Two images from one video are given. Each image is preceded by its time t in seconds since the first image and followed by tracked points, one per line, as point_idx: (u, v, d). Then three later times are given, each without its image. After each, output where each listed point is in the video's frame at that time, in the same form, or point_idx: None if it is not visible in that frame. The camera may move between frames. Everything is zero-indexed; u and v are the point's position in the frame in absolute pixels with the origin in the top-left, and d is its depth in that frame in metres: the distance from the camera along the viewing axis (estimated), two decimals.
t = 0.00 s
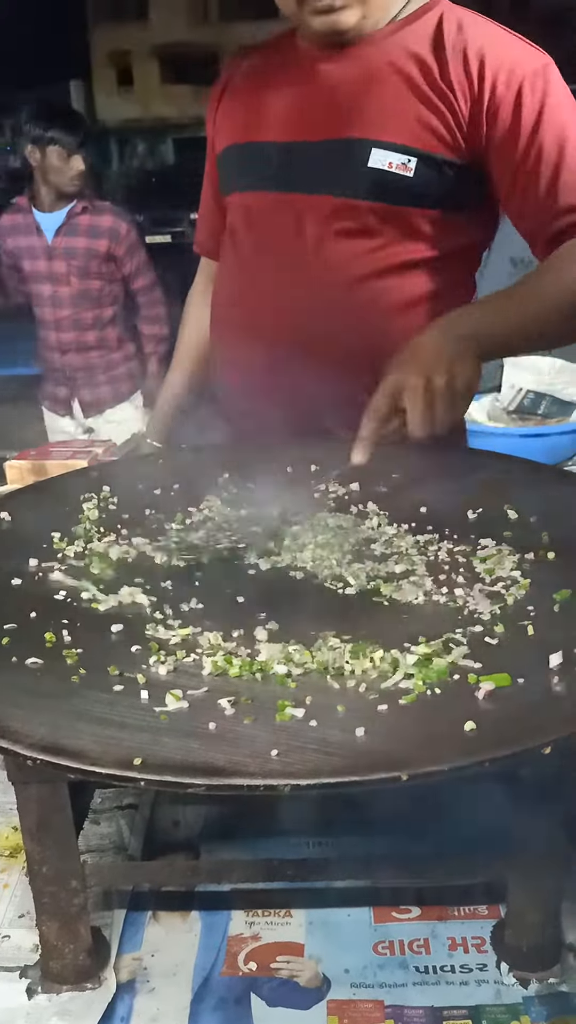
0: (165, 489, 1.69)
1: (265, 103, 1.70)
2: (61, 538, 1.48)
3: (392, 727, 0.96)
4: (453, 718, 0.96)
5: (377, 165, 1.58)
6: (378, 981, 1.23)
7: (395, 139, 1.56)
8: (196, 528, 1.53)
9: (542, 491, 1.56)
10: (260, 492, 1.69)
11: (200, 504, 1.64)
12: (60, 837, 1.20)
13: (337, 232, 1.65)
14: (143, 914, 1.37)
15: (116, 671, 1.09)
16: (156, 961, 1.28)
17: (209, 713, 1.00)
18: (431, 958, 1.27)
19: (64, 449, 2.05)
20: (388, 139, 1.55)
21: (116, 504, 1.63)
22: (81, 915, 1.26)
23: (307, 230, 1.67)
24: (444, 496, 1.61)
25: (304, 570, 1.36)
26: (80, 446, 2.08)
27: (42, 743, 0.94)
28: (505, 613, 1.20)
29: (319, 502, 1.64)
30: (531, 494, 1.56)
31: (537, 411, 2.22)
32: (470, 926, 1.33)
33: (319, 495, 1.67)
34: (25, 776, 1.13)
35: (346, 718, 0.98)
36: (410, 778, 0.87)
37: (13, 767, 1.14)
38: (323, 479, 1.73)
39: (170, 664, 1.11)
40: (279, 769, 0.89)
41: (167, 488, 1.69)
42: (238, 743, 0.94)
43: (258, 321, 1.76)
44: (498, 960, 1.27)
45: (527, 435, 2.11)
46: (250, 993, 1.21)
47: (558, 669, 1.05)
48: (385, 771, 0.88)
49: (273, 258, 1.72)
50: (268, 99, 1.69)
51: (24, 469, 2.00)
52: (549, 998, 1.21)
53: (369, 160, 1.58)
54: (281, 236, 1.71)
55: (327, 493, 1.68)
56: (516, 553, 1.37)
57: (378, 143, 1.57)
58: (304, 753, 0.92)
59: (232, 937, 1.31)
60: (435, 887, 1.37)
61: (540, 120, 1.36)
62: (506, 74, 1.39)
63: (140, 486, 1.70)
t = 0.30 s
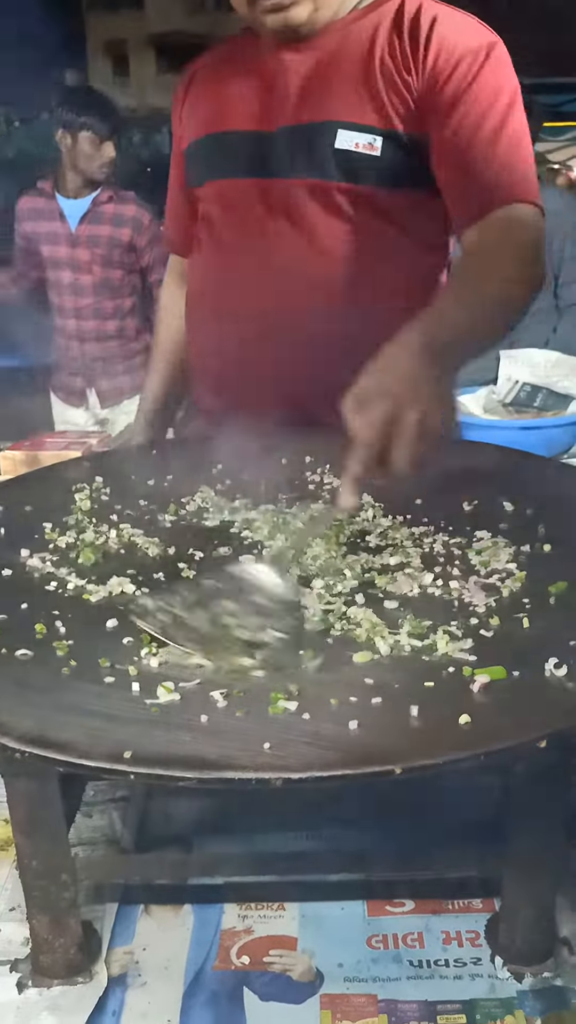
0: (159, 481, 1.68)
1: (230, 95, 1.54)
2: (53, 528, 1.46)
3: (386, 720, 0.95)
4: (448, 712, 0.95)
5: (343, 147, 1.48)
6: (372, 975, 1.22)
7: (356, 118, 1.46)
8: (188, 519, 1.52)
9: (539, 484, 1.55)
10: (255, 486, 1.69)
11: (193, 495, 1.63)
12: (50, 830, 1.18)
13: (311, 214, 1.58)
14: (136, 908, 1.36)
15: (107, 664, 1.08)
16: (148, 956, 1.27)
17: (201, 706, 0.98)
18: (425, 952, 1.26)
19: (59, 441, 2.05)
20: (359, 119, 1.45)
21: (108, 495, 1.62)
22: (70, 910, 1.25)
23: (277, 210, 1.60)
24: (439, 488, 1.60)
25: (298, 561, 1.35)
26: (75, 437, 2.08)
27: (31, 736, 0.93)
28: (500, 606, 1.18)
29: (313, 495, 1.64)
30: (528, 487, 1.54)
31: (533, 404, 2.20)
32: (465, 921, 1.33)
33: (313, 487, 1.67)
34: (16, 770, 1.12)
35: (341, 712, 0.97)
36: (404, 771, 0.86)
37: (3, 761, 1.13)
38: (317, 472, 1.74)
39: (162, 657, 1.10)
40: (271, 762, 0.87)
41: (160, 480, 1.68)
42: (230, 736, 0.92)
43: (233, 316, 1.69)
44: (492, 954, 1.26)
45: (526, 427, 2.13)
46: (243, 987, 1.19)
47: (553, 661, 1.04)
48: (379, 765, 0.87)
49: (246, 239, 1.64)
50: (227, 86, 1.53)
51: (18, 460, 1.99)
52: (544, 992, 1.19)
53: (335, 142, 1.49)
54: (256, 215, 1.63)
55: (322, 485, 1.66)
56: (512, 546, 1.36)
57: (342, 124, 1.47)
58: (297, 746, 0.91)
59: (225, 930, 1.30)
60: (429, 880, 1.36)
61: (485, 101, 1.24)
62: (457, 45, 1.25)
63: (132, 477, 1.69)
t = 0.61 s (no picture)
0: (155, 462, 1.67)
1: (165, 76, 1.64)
2: (48, 510, 1.45)
3: (383, 704, 0.94)
4: (446, 696, 0.94)
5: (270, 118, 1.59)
6: (367, 959, 1.22)
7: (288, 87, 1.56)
8: (184, 501, 1.51)
9: (539, 467, 1.53)
10: (252, 465, 1.67)
11: (190, 476, 1.61)
12: (45, 814, 1.18)
13: (260, 193, 1.61)
14: (131, 891, 1.36)
15: (101, 646, 1.07)
16: (144, 938, 1.27)
17: (196, 689, 0.97)
18: (422, 936, 1.26)
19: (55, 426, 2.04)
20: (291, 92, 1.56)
21: (104, 477, 1.60)
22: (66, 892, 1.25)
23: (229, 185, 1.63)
24: (438, 471, 1.58)
25: (295, 544, 1.34)
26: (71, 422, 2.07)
27: (23, 718, 0.92)
28: (499, 589, 1.17)
29: (312, 475, 1.61)
30: (528, 471, 1.53)
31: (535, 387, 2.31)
32: (461, 904, 1.32)
33: (312, 468, 1.64)
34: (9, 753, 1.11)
35: (337, 694, 0.96)
36: (401, 756, 0.85)
37: None
38: (317, 452, 1.69)
39: (157, 639, 1.09)
40: (267, 746, 0.87)
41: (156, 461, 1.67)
42: (225, 720, 0.91)
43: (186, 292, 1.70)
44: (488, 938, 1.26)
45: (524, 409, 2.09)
46: (239, 970, 1.19)
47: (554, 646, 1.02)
48: (375, 748, 0.85)
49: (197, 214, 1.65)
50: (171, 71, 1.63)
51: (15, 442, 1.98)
52: (539, 977, 1.19)
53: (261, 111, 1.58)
54: (207, 193, 1.64)
55: (320, 465, 1.65)
56: (511, 529, 1.34)
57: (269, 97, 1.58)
58: (292, 729, 0.90)
59: (221, 914, 1.30)
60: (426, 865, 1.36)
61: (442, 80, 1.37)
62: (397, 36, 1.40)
63: (129, 459, 1.67)
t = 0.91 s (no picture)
0: (160, 438, 1.65)
1: (104, 36, 1.61)
2: (51, 486, 1.43)
3: (393, 680, 0.92)
4: (457, 672, 0.93)
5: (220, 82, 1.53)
6: (374, 937, 1.21)
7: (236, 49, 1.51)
8: (189, 477, 1.49)
9: (549, 444, 1.51)
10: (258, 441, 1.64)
11: (195, 452, 1.59)
12: (50, 790, 1.17)
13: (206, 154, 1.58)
14: (137, 867, 1.35)
15: (106, 622, 1.05)
16: (150, 916, 1.27)
17: (203, 665, 0.96)
18: (429, 915, 1.25)
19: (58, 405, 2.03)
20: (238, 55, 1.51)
21: (108, 453, 1.58)
22: (72, 869, 1.24)
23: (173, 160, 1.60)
24: (446, 448, 1.56)
25: (302, 520, 1.31)
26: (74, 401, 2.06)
27: (27, 694, 0.90)
28: (509, 567, 1.15)
29: (320, 450, 1.59)
30: (539, 448, 1.50)
31: (544, 365, 2.13)
32: (469, 883, 1.31)
33: (319, 444, 1.62)
34: (12, 730, 1.10)
35: (346, 671, 0.94)
36: (411, 732, 0.83)
37: None
38: (324, 429, 1.68)
39: (162, 615, 1.07)
40: (275, 723, 0.85)
41: (161, 437, 1.65)
42: (232, 696, 0.90)
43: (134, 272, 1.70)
44: (496, 916, 1.25)
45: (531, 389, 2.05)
46: (245, 948, 1.19)
47: (565, 624, 1.01)
48: (385, 725, 0.84)
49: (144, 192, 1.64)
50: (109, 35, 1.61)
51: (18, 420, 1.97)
52: (547, 956, 1.19)
53: (213, 76, 1.53)
54: (153, 168, 1.62)
55: (327, 441, 1.63)
56: (522, 506, 1.32)
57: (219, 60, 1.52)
58: (300, 706, 0.88)
59: (227, 892, 1.30)
60: (434, 843, 1.35)
61: (364, 45, 1.38)
62: None
63: (133, 435, 1.66)
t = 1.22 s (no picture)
0: (167, 418, 1.63)
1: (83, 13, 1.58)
2: (58, 467, 1.42)
3: (403, 662, 0.91)
4: (469, 654, 0.92)
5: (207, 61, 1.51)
6: (383, 919, 1.21)
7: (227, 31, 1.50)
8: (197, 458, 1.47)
9: (560, 424, 1.49)
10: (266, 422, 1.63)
11: (203, 432, 1.58)
12: (57, 771, 1.16)
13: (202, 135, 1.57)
14: (145, 847, 1.36)
15: (113, 603, 1.04)
16: (157, 896, 1.27)
17: (211, 646, 0.95)
18: (437, 897, 1.24)
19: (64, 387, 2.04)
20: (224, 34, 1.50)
21: (115, 433, 1.57)
22: (79, 849, 1.24)
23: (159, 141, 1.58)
24: (456, 429, 1.54)
25: (310, 502, 1.30)
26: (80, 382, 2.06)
27: (34, 674, 0.90)
28: (521, 547, 1.14)
29: (329, 431, 1.58)
30: (550, 428, 1.48)
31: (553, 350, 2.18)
32: (477, 865, 1.31)
33: (327, 424, 1.60)
34: (20, 710, 1.09)
35: (356, 652, 0.93)
36: (423, 714, 0.83)
37: (6, 700, 1.10)
38: (332, 410, 1.66)
39: (170, 596, 1.06)
40: (284, 704, 0.84)
41: (168, 417, 1.63)
42: (240, 677, 0.89)
43: (121, 254, 1.70)
44: (505, 899, 1.25)
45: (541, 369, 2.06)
46: (252, 929, 1.20)
47: None
48: (396, 707, 0.83)
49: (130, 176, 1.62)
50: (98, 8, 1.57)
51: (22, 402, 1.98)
52: (556, 938, 1.19)
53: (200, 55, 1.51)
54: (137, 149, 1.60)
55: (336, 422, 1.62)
56: (534, 487, 1.30)
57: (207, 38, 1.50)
58: (310, 687, 0.87)
59: (235, 873, 1.30)
60: (442, 825, 1.35)
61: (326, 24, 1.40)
62: None
63: (140, 414, 1.64)
